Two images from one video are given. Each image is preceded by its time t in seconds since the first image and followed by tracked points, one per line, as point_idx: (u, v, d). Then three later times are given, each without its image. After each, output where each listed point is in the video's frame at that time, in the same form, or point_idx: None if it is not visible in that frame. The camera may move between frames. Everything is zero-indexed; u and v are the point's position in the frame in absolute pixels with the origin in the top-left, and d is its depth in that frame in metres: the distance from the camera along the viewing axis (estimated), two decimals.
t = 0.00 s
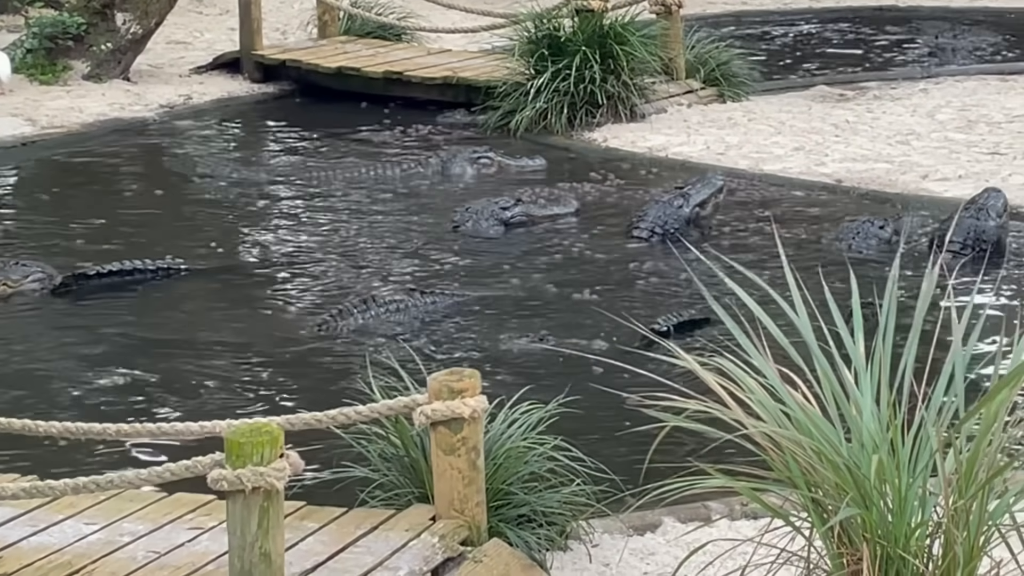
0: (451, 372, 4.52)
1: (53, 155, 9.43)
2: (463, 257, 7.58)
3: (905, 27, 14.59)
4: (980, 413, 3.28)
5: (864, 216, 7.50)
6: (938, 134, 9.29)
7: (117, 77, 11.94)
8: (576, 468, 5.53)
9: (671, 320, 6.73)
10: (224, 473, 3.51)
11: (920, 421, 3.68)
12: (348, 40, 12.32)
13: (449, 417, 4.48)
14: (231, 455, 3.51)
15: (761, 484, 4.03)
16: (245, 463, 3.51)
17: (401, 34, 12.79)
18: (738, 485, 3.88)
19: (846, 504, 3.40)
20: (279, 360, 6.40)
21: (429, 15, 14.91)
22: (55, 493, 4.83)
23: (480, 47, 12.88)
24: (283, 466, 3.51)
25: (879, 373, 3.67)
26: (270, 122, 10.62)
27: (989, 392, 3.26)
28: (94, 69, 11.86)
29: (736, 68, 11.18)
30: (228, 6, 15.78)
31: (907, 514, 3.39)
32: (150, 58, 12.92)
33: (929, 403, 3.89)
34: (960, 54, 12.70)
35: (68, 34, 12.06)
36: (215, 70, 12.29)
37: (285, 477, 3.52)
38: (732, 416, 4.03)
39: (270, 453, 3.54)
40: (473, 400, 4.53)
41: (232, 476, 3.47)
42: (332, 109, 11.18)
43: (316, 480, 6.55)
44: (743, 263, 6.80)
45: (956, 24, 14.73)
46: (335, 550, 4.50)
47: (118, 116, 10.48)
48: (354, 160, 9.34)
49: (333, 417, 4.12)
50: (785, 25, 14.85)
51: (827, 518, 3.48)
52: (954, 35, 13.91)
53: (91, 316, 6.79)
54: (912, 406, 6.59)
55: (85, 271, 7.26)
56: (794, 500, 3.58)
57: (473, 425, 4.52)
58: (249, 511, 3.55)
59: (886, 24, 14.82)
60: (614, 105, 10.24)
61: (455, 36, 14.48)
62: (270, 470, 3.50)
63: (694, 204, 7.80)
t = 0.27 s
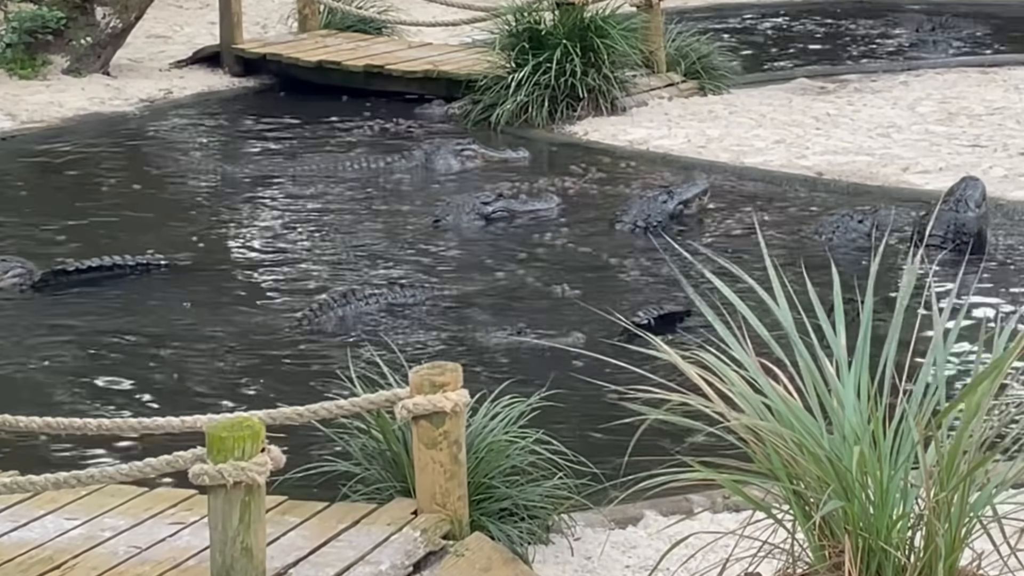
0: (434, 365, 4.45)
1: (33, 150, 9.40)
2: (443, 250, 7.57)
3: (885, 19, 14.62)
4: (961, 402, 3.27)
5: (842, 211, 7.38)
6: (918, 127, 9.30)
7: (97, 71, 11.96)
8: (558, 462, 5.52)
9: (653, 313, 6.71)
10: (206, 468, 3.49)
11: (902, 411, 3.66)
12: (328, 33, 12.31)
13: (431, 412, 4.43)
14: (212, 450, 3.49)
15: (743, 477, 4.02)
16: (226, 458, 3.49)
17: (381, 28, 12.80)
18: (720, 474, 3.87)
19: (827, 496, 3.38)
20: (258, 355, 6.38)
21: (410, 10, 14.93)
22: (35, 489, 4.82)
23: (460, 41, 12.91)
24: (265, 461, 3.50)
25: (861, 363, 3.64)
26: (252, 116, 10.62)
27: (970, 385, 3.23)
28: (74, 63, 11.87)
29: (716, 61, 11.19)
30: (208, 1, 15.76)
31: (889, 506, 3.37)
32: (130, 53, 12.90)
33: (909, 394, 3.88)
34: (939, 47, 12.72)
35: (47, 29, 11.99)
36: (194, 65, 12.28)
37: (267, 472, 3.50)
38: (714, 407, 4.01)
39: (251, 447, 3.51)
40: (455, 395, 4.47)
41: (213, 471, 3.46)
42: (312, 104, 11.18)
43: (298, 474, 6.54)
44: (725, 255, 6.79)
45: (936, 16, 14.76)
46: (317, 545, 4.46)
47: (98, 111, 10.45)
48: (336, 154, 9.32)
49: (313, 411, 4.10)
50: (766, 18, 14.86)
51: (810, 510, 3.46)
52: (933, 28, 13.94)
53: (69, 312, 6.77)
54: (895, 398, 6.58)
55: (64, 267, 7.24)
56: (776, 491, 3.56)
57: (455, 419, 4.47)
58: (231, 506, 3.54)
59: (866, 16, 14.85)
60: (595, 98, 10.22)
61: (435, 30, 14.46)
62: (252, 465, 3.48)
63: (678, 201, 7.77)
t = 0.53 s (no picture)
0: (410, 354, 4.49)
1: (8, 141, 9.39)
2: (418, 240, 7.57)
3: (859, 9, 14.68)
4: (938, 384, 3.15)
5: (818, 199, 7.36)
6: (893, 115, 9.32)
7: (71, 62, 12.02)
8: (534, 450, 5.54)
9: (629, 302, 6.72)
10: (182, 458, 3.45)
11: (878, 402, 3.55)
12: (304, 23, 12.31)
13: (407, 400, 4.45)
14: (189, 439, 3.46)
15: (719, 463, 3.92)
16: (202, 448, 3.46)
17: (357, 17, 12.84)
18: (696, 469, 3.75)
19: (804, 482, 3.26)
20: (231, 346, 6.37)
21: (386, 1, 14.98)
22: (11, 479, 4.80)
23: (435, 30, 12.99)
24: (241, 450, 3.47)
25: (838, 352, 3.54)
26: (228, 106, 10.62)
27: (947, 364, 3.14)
28: (48, 54, 11.93)
29: (692, 50, 11.25)
30: None
31: (866, 491, 3.23)
32: (104, 44, 12.90)
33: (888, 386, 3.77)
34: (914, 35, 12.77)
35: (22, 19, 11.95)
36: (170, 55, 12.29)
37: (243, 461, 3.48)
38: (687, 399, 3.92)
39: (227, 436, 3.49)
40: (431, 382, 4.50)
41: (190, 461, 3.43)
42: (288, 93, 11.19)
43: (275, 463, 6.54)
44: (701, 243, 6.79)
45: (911, 6, 14.82)
46: (294, 534, 4.44)
47: (73, 102, 10.43)
48: (313, 145, 9.32)
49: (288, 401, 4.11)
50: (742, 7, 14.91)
51: (784, 499, 3.34)
52: (908, 17, 14.00)
53: (43, 302, 6.76)
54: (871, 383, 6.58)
55: (37, 257, 7.22)
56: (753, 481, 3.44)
57: (431, 408, 4.49)
58: (207, 496, 3.50)
59: (842, 5, 14.91)
60: (571, 87, 10.23)
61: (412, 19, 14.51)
62: (229, 454, 3.45)
63: (657, 192, 7.77)
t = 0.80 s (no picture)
0: (381, 337, 4.35)
1: None
2: (387, 224, 7.57)
3: None
4: (911, 364, 3.05)
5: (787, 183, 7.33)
6: (863, 98, 9.36)
7: (39, 48, 11.97)
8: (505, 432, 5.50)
9: (601, 283, 6.69)
10: (152, 442, 3.43)
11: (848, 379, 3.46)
12: (273, 10, 12.45)
13: (378, 383, 4.31)
14: (159, 424, 3.44)
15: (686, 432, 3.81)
16: (172, 431, 3.44)
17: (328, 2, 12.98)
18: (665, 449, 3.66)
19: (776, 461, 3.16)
20: (198, 333, 6.36)
21: None
22: None
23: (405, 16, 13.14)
24: (212, 433, 3.45)
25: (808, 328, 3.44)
26: (197, 93, 10.62)
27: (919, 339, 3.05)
28: (16, 40, 11.86)
29: (661, 35, 11.35)
30: None
31: (836, 471, 3.16)
32: (73, 30, 12.97)
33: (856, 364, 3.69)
34: (884, 20, 12.86)
35: None
36: (139, 40, 12.40)
37: (213, 445, 3.46)
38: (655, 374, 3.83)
39: (198, 420, 3.46)
40: (403, 365, 4.35)
41: (160, 444, 3.41)
42: (258, 78, 11.32)
43: (245, 447, 6.54)
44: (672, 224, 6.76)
45: None
46: (265, 518, 4.32)
47: (41, 87, 10.50)
48: (284, 132, 9.31)
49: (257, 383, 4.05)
50: None
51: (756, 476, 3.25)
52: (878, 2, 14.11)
53: (10, 287, 6.77)
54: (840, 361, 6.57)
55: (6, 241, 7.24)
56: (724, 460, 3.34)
57: (403, 391, 4.35)
58: (178, 478, 3.48)
59: None
60: (541, 71, 10.30)
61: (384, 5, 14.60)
62: (199, 438, 3.44)
63: (629, 178, 7.79)
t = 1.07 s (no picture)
0: (346, 317, 4.20)
1: None
2: (351, 207, 7.59)
3: None
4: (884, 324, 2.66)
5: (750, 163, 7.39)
6: (827, 78, 9.72)
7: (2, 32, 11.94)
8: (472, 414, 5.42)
9: (567, 263, 6.69)
10: (116, 423, 3.47)
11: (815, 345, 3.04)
12: None
13: (342, 363, 4.14)
14: (121, 404, 3.48)
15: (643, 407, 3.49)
16: (137, 412, 3.48)
17: None
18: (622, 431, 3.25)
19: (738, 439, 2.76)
20: (159, 314, 6.34)
21: None
22: None
23: None
24: (175, 414, 3.50)
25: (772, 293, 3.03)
26: (167, 85, 10.64)
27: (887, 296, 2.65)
28: None
29: (625, 15, 11.81)
30: None
31: (800, 445, 2.75)
32: (36, 13, 13.31)
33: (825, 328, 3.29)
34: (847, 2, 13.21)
35: None
36: (102, 23, 12.95)
37: (177, 426, 3.51)
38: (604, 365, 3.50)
39: (161, 401, 3.51)
40: (367, 345, 4.19)
41: (122, 425, 3.44)
42: (221, 58, 11.89)
43: (210, 428, 6.51)
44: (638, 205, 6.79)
45: None
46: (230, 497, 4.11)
47: (7, 70, 10.85)
48: (251, 112, 9.62)
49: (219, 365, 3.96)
50: None
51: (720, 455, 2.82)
52: None
53: None
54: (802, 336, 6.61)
55: None
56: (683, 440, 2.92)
57: (367, 371, 4.17)
58: (142, 459, 3.52)
59: None
60: (505, 53, 10.74)
61: None
62: (163, 419, 3.48)
63: (596, 160, 7.87)
